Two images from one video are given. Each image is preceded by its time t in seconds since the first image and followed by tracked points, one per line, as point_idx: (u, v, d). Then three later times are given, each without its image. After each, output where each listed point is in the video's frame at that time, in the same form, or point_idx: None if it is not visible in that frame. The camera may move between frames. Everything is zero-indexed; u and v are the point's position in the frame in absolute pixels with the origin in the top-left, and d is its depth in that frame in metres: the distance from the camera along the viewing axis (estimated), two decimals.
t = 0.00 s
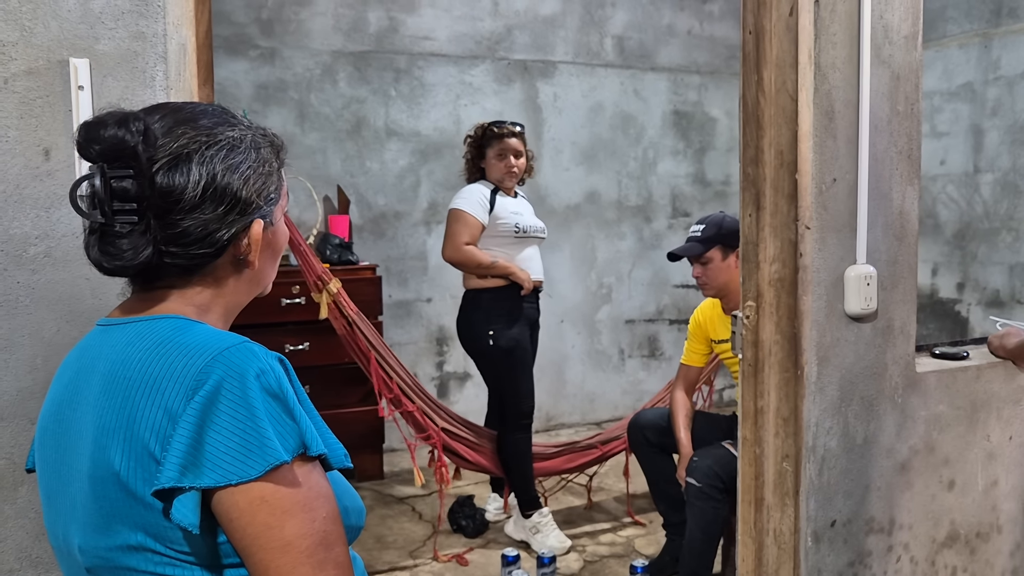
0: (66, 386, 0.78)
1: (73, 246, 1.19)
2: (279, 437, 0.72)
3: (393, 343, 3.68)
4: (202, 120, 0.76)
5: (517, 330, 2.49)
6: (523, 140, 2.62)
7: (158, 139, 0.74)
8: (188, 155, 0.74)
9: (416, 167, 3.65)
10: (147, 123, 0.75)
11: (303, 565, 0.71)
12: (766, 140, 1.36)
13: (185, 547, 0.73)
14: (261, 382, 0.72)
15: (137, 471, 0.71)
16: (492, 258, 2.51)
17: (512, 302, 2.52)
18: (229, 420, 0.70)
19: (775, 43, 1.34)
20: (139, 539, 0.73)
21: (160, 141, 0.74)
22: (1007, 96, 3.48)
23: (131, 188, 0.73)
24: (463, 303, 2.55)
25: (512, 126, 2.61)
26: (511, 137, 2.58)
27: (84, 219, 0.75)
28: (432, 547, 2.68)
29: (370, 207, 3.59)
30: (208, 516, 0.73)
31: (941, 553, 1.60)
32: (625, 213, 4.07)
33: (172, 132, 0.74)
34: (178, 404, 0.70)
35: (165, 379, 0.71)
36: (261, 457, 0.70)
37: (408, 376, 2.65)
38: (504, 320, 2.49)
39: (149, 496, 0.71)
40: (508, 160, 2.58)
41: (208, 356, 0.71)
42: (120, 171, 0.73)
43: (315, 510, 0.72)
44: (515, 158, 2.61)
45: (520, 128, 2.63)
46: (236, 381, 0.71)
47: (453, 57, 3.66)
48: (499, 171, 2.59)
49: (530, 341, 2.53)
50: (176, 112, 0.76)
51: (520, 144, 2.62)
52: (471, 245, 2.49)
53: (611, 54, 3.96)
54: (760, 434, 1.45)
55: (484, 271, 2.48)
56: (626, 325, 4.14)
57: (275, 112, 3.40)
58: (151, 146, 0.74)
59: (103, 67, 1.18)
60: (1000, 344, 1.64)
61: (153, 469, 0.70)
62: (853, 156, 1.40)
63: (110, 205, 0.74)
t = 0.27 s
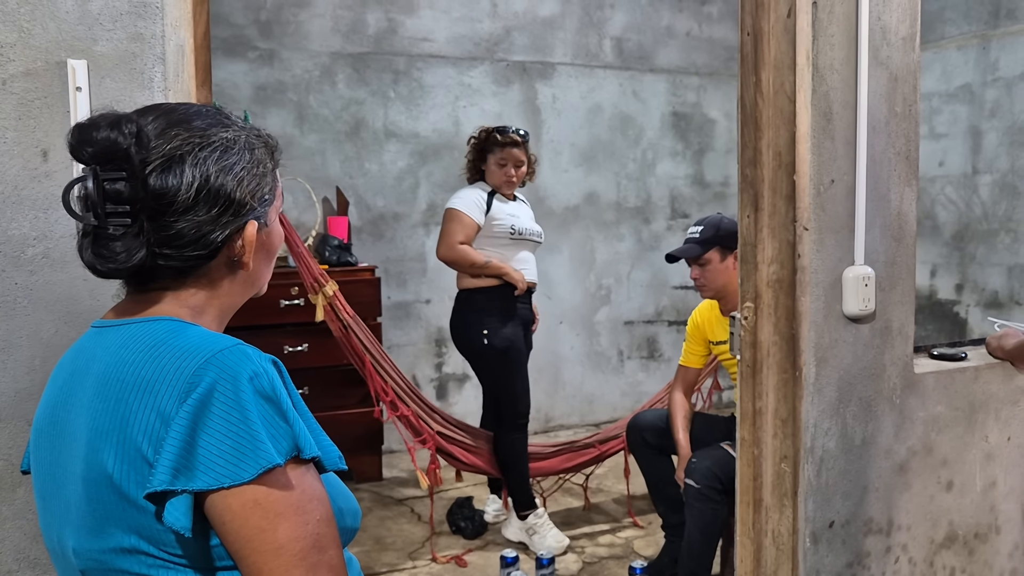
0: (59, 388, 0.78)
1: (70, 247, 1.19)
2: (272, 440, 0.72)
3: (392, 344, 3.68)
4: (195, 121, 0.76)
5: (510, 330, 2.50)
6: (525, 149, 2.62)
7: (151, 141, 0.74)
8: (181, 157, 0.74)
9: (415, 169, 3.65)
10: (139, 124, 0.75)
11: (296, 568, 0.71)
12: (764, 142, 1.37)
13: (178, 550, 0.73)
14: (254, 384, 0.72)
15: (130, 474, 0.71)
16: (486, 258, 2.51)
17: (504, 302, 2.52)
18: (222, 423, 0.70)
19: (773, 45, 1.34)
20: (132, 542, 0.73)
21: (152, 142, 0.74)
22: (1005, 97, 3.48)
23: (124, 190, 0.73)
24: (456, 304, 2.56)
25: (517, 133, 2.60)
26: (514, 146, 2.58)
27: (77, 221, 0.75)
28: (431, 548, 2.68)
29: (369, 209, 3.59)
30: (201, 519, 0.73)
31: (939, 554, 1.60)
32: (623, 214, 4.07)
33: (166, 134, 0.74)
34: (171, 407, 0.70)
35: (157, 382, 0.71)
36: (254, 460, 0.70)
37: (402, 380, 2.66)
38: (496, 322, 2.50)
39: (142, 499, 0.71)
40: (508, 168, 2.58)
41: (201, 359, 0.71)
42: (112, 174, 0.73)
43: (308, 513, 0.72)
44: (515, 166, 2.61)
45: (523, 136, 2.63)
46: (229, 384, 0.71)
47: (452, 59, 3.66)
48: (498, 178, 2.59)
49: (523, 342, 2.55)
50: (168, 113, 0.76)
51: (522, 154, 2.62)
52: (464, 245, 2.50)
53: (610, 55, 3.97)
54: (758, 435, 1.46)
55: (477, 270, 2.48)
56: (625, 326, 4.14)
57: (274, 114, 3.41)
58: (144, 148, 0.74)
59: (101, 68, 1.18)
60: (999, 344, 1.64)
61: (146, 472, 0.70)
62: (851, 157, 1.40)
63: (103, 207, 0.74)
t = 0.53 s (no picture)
0: (59, 390, 0.78)
1: (71, 249, 1.19)
2: (271, 443, 0.72)
3: (391, 346, 3.69)
4: (195, 124, 0.77)
5: (508, 329, 2.57)
6: (527, 155, 2.64)
7: (151, 144, 0.74)
8: (181, 160, 0.74)
9: (414, 170, 3.65)
10: (140, 127, 0.76)
11: (295, 570, 0.71)
12: (762, 144, 1.38)
13: (177, 553, 0.73)
14: (254, 388, 0.72)
15: (129, 476, 0.71)
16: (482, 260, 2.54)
17: (502, 302, 2.57)
18: (221, 426, 0.70)
19: (771, 47, 1.35)
20: (132, 544, 0.73)
21: (153, 146, 0.74)
22: (1004, 98, 3.48)
23: (124, 194, 0.74)
24: (453, 305, 2.60)
25: (521, 137, 2.61)
26: (516, 152, 2.59)
27: (77, 224, 0.75)
28: (430, 549, 2.68)
29: (369, 210, 3.59)
30: (201, 521, 0.73)
31: (938, 555, 1.60)
32: (623, 215, 4.08)
33: (166, 137, 0.75)
34: (170, 410, 0.70)
35: (156, 385, 0.71)
36: (253, 463, 0.70)
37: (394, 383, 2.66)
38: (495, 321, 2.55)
39: (142, 501, 0.71)
40: (510, 174, 2.59)
41: (200, 362, 0.71)
42: (113, 177, 0.74)
43: (306, 516, 0.73)
44: (517, 171, 2.62)
45: (527, 141, 2.64)
46: (228, 387, 0.71)
47: (451, 60, 3.67)
48: (499, 183, 2.61)
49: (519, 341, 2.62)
50: (168, 116, 0.77)
51: (524, 159, 2.63)
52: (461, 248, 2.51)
53: (609, 57, 3.97)
54: (758, 436, 1.47)
55: (472, 273, 2.51)
56: (625, 328, 4.15)
57: (274, 116, 3.41)
58: (144, 151, 0.74)
59: (102, 71, 1.18)
60: (997, 346, 1.65)
61: (145, 475, 0.71)
62: (850, 159, 1.40)
63: (103, 211, 0.74)
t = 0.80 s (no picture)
0: (60, 392, 0.79)
1: (72, 251, 1.19)
2: (271, 446, 0.72)
3: (389, 347, 3.69)
4: (196, 127, 0.77)
5: (497, 339, 2.58)
6: (519, 151, 2.65)
7: (152, 147, 0.74)
8: (181, 163, 0.74)
9: (412, 171, 3.65)
10: (140, 130, 0.76)
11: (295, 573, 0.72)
12: (761, 145, 1.38)
13: (177, 555, 0.73)
14: (254, 390, 0.73)
15: (129, 479, 0.71)
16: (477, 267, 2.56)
17: (496, 308, 2.59)
18: (221, 429, 0.70)
19: (769, 49, 1.35)
20: (133, 547, 0.73)
21: (153, 148, 0.74)
22: (1001, 99, 3.49)
23: (124, 197, 0.74)
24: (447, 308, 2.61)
25: (510, 135, 2.62)
26: (510, 148, 2.60)
27: (77, 227, 0.75)
28: (428, 550, 2.69)
29: (367, 212, 3.60)
30: (201, 524, 0.73)
31: (935, 555, 1.61)
32: (621, 216, 4.08)
33: (166, 140, 0.75)
34: (170, 413, 0.70)
35: (156, 388, 0.71)
36: (252, 466, 0.70)
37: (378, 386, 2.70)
38: (486, 329, 2.57)
39: (142, 504, 0.71)
40: (506, 171, 2.60)
41: (200, 365, 0.71)
42: (113, 179, 0.74)
43: (306, 518, 0.73)
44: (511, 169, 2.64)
45: (517, 137, 2.66)
46: (228, 390, 0.71)
47: (449, 61, 3.67)
48: (494, 182, 2.62)
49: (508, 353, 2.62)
50: (169, 119, 0.77)
51: (517, 155, 2.65)
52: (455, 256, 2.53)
53: (607, 58, 3.98)
54: (756, 437, 1.47)
55: (469, 280, 2.54)
56: (623, 329, 4.15)
57: (272, 117, 3.41)
58: (145, 154, 0.74)
59: (102, 73, 1.18)
60: (994, 347, 1.66)
61: (145, 478, 0.71)
62: (848, 160, 1.41)
63: (104, 213, 0.74)
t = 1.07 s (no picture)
0: (57, 396, 0.78)
1: (69, 253, 1.19)
2: (268, 449, 0.72)
3: (386, 348, 3.69)
4: (195, 129, 0.77)
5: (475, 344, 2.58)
6: (503, 149, 2.67)
7: (151, 150, 0.74)
8: (180, 166, 0.74)
9: (410, 172, 3.65)
10: (140, 133, 0.76)
11: None
12: (758, 147, 1.38)
13: (174, 559, 0.73)
14: (251, 394, 0.73)
15: (127, 483, 0.71)
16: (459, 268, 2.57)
17: (478, 310, 2.60)
18: (219, 433, 0.70)
19: (766, 50, 1.36)
20: (129, 551, 0.73)
21: (152, 151, 0.74)
22: (997, 100, 3.50)
23: (123, 199, 0.74)
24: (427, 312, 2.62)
25: (493, 133, 2.63)
26: (494, 146, 2.61)
27: (76, 229, 0.75)
28: (425, 551, 2.68)
29: (364, 212, 3.59)
30: (198, 528, 0.73)
31: (932, 556, 1.61)
32: (618, 217, 4.09)
33: (165, 142, 0.75)
34: (167, 416, 0.70)
35: (154, 391, 0.71)
36: (250, 470, 0.70)
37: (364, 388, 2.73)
38: (462, 333, 2.57)
39: (139, 508, 0.71)
40: (491, 169, 2.61)
41: (197, 368, 0.71)
42: (112, 182, 0.74)
43: (304, 521, 0.73)
44: (496, 167, 2.65)
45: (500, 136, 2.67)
46: (226, 393, 0.71)
47: (446, 62, 3.67)
48: (480, 180, 2.62)
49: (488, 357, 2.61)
50: (168, 121, 0.77)
51: (501, 153, 2.66)
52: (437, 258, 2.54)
53: (604, 59, 3.98)
54: (753, 439, 1.47)
55: (452, 282, 2.54)
56: (620, 329, 4.16)
57: (269, 118, 3.41)
58: (144, 157, 0.74)
59: (100, 75, 1.18)
60: (990, 348, 1.66)
61: (142, 481, 0.71)
62: (845, 162, 1.41)
63: (102, 216, 0.74)
